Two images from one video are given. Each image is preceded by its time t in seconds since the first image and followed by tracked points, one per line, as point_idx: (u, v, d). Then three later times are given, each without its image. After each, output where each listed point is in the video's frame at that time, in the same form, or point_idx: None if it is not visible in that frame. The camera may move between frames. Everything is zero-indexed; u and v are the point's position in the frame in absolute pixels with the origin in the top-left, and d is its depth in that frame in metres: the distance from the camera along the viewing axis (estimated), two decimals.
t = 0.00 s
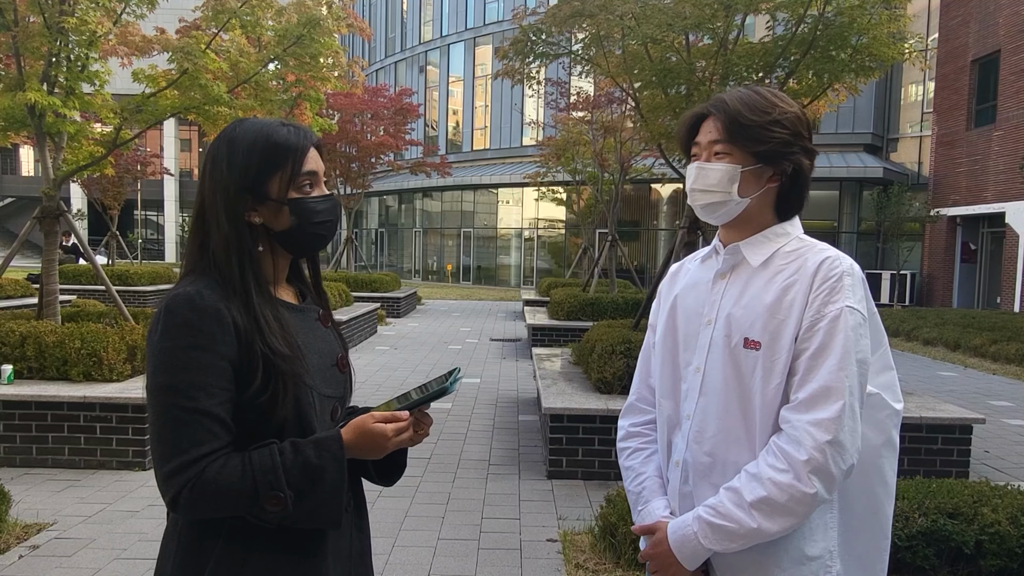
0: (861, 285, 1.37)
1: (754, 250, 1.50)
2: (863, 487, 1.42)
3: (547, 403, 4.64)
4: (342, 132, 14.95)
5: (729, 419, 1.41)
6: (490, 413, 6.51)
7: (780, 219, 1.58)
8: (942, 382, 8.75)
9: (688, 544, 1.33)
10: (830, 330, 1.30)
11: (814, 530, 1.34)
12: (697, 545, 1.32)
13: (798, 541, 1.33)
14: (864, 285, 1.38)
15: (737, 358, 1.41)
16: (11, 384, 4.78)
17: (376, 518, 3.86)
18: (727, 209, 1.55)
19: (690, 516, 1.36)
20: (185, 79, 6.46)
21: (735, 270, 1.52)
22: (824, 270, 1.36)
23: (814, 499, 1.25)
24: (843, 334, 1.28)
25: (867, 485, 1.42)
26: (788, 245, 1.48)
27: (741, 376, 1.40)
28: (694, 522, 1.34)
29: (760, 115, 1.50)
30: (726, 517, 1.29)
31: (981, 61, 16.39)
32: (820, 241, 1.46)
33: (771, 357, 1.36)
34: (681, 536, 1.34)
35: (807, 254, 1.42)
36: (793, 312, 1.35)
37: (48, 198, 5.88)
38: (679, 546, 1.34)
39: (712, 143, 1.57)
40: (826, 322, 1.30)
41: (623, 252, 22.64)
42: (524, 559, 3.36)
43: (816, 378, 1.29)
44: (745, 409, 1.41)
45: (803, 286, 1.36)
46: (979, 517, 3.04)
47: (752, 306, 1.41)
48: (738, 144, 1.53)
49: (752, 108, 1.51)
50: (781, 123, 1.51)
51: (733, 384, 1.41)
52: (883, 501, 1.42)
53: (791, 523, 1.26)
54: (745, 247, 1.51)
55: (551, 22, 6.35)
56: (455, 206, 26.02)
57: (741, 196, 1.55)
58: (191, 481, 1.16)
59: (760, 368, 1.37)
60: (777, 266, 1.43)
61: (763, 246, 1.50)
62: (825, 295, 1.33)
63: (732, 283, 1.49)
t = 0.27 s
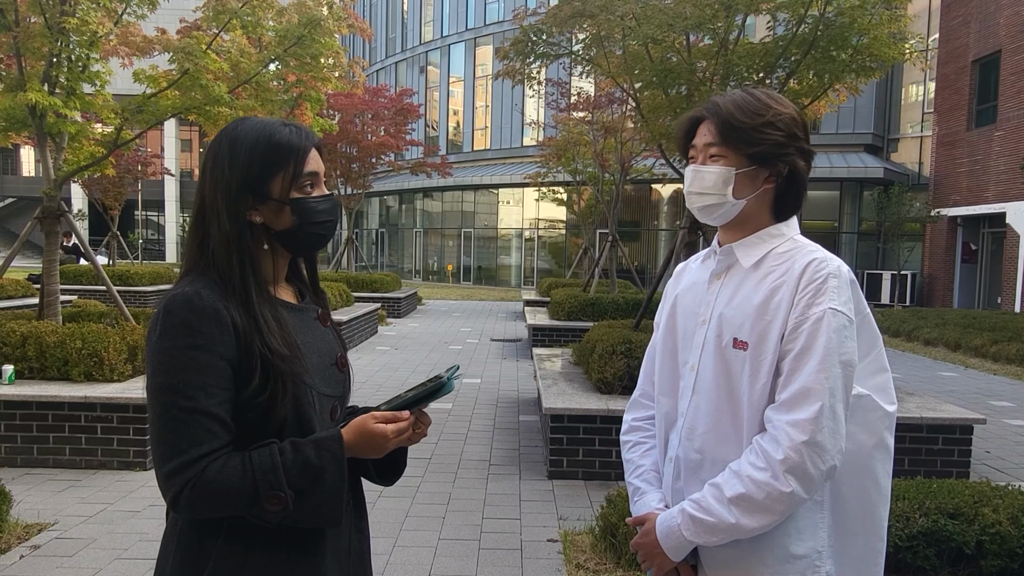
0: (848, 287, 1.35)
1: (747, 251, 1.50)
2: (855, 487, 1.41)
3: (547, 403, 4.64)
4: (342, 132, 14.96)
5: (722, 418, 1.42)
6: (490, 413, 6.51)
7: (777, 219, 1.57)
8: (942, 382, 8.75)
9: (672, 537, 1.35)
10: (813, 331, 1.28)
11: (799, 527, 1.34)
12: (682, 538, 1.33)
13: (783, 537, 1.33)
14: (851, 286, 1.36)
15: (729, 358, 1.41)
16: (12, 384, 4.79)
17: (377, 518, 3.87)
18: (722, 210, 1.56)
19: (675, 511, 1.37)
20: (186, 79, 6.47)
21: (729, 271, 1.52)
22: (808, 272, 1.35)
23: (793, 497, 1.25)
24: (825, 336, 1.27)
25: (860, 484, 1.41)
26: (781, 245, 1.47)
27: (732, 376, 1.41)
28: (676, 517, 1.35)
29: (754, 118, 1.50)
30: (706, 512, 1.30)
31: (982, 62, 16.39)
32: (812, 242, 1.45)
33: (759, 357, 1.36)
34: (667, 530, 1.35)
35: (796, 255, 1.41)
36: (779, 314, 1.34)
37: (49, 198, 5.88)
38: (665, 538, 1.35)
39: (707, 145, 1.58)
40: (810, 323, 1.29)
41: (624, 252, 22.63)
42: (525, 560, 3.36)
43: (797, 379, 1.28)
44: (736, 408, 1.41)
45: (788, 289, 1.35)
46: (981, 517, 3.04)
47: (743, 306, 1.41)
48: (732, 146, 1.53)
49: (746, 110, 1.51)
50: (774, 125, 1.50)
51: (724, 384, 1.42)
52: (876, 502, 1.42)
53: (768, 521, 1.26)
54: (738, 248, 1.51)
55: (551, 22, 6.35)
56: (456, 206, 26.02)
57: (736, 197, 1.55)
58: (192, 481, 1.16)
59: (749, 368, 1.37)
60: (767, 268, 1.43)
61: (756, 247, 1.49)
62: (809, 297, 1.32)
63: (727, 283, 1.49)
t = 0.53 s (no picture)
0: (859, 285, 1.38)
1: (750, 251, 1.50)
2: (865, 484, 1.42)
3: (548, 403, 4.64)
4: (343, 132, 14.97)
5: (734, 421, 1.41)
6: (491, 413, 6.52)
7: (774, 218, 1.59)
8: (943, 382, 8.75)
9: (697, 545, 1.33)
10: (829, 331, 1.30)
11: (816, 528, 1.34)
12: (707, 546, 1.32)
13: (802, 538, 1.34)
14: (861, 284, 1.38)
15: (737, 361, 1.41)
16: (13, 384, 4.80)
17: (378, 518, 3.87)
18: (722, 214, 1.55)
19: (699, 517, 1.35)
20: (186, 80, 6.47)
21: (731, 273, 1.52)
22: (820, 271, 1.36)
23: (822, 498, 1.25)
24: (843, 335, 1.29)
25: (868, 481, 1.42)
26: (783, 245, 1.48)
27: (742, 379, 1.41)
28: (701, 523, 1.34)
29: (754, 120, 1.51)
30: (733, 518, 1.29)
31: (982, 62, 16.39)
32: (817, 241, 1.47)
33: (772, 358, 1.36)
34: (691, 538, 1.34)
35: (803, 254, 1.42)
36: (791, 314, 1.35)
37: (49, 198, 5.86)
38: (688, 545, 1.34)
39: (704, 147, 1.56)
40: (825, 323, 1.31)
41: (624, 252, 22.63)
42: (525, 559, 3.37)
43: (818, 379, 1.29)
44: (748, 411, 1.41)
45: (799, 288, 1.36)
46: (981, 517, 3.04)
47: (751, 308, 1.41)
48: (730, 147, 1.53)
49: (746, 111, 1.51)
50: (774, 126, 1.52)
51: (734, 386, 1.42)
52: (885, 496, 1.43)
53: (800, 521, 1.26)
54: (741, 248, 1.51)
55: (552, 23, 6.35)
56: (456, 207, 26.03)
57: (739, 200, 1.55)
58: (194, 480, 1.16)
59: (760, 369, 1.37)
60: (773, 268, 1.44)
61: (757, 247, 1.50)
62: (823, 297, 1.33)
63: (729, 285, 1.49)
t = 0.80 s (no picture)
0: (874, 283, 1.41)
1: (761, 251, 1.50)
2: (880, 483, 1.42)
3: (548, 403, 4.64)
4: (343, 132, 14.97)
5: (752, 425, 1.41)
6: (491, 413, 6.52)
7: (779, 217, 1.61)
8: (944, 382, 8.75)
9: (724, 553, 1.32)
10: (854, 329, 1.32)
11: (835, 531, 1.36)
12: (735, 553, 1.31)
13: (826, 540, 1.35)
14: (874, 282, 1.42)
15: (753, 362, 1.41)
16: (13, 384, 4.80)
17: (378, 518, 3.87)
18: (739, 211, 1.56)
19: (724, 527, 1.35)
20: (186, 79, 6.47)
21: (740, 274, 1.51)
22: (839, 268, 1.38)
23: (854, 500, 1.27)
24: (867, 333, 1.31)
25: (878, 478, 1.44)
26: (794, 244, 1.50)
27: (761, 381, 1.41)
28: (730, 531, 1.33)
29: (774, 115, 1.51)
30: (764, 526, 1.29)
31: (982, 61, 16.39)
32: (826, 239, 1.48)
33: (793, 360, 1.37)
34: (716, 549, 1.32)
35: (819, 252, 1.43)
36: (812, 313, 1.37)
37: (49, 197, 5.86)
38: (715, 556, 1.33)
39: (720, 143, 1.56)
40: (849, 322, 1.33)
41: (624, 252, 22.63)
42: (526, 560, 3.36)
43: (846, 377, 1.31)
44: (766, 412, 1.41)
45: (819, 286, 1.38)
46: (981, 517, 3.04)
47: (767, 309, 1.41)
48: (750, 142, 1.53)
49: (765, 107, 1.52)
50: (789, 122, 1.53)
51: (749, 388, 1.41)
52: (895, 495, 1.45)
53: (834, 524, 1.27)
54: (750, 248, 1.52)
55: (551, 23, 6.34)
56: (456, 207, 26.03)
57: (755, 197, 1.55)
58: (192, 479, 1.16)
59: (779, 370, 1.38)
60: (789, 267, 1.45)
61: (769, 247, 1.51)
62: (845, 295, 1.35)
63: (741, 285, 1.49)
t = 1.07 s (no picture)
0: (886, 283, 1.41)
1: (769, 252, 1.51)
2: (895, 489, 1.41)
3: (548, 403, 4.64)
4: (343, 132, 14.97)
5: (762, 428, 1.41)
6: (491, 413, 6.52)
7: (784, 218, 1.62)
8: (944, 382, 8.75)
9: (736, 508, 1.27)
10: (872, 328, 1.31)
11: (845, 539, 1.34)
12: (749, 513, 1.26)
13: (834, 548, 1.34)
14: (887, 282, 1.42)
15: (764, 364, 1.41)
16: (13, 385, 4.80)
17: (379, 518, 3.87)
18: (757, 212, 1.56)
19: (741, 486, 1.29)
20: (186, 79, 6.47)
21: (748, 276, 1.51)
22: (852, 268, 1.38)
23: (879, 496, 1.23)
24: (885, 332, 1.30)
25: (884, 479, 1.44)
26: (802, 246, 1.50)
27: (772, 384, 1.40)
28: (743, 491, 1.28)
29: (798, 116, 1.54)
30: (789, 498, 1.24)
31: (982, 61, 16.39)
32: (831, 240, 1.49)
33: (805, 361, 1.37)
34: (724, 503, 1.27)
35: (828, 254, 1.44)
36: (827, 313, 1.36)
37: (48, 198, 5.85)
38: (724, 509, 1.27)
39: (745, 142, 1.55)
40: (867, 321, 1.32)
41: (624, 252, 22.62)
42: (526, 560, 3.36)
43: (867, 378, 1.28)
44: (777, 415, 1.40)
45: (832, 286, 1.38)
46: (982, 518, 3.03)
47: (777, 310, 1.41)
48: (774, 146, 1.54)
49: (788, 109, 1.53)
50: (802, 123, 1.56)
51: (759, 390, 1.41)
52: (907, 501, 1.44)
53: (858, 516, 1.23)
54: (758, 250, 1.52)
55: (551, 23, 6.34)
56: (456, 207, 26.03)
57: (775, 196, 1.56)
58: (188, 481, 1.15)
59: (792, 372, 1.38)
60: (798, 268, 1.45)
61: (776, 249, 1.51)
62: (859, 293, 1.35)
63: (749, 287, 1.48)
